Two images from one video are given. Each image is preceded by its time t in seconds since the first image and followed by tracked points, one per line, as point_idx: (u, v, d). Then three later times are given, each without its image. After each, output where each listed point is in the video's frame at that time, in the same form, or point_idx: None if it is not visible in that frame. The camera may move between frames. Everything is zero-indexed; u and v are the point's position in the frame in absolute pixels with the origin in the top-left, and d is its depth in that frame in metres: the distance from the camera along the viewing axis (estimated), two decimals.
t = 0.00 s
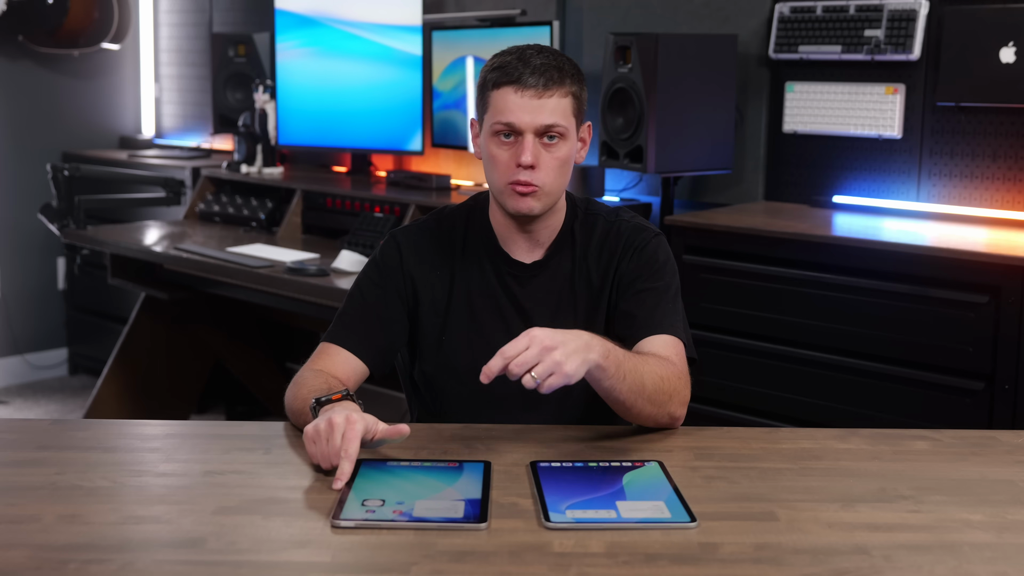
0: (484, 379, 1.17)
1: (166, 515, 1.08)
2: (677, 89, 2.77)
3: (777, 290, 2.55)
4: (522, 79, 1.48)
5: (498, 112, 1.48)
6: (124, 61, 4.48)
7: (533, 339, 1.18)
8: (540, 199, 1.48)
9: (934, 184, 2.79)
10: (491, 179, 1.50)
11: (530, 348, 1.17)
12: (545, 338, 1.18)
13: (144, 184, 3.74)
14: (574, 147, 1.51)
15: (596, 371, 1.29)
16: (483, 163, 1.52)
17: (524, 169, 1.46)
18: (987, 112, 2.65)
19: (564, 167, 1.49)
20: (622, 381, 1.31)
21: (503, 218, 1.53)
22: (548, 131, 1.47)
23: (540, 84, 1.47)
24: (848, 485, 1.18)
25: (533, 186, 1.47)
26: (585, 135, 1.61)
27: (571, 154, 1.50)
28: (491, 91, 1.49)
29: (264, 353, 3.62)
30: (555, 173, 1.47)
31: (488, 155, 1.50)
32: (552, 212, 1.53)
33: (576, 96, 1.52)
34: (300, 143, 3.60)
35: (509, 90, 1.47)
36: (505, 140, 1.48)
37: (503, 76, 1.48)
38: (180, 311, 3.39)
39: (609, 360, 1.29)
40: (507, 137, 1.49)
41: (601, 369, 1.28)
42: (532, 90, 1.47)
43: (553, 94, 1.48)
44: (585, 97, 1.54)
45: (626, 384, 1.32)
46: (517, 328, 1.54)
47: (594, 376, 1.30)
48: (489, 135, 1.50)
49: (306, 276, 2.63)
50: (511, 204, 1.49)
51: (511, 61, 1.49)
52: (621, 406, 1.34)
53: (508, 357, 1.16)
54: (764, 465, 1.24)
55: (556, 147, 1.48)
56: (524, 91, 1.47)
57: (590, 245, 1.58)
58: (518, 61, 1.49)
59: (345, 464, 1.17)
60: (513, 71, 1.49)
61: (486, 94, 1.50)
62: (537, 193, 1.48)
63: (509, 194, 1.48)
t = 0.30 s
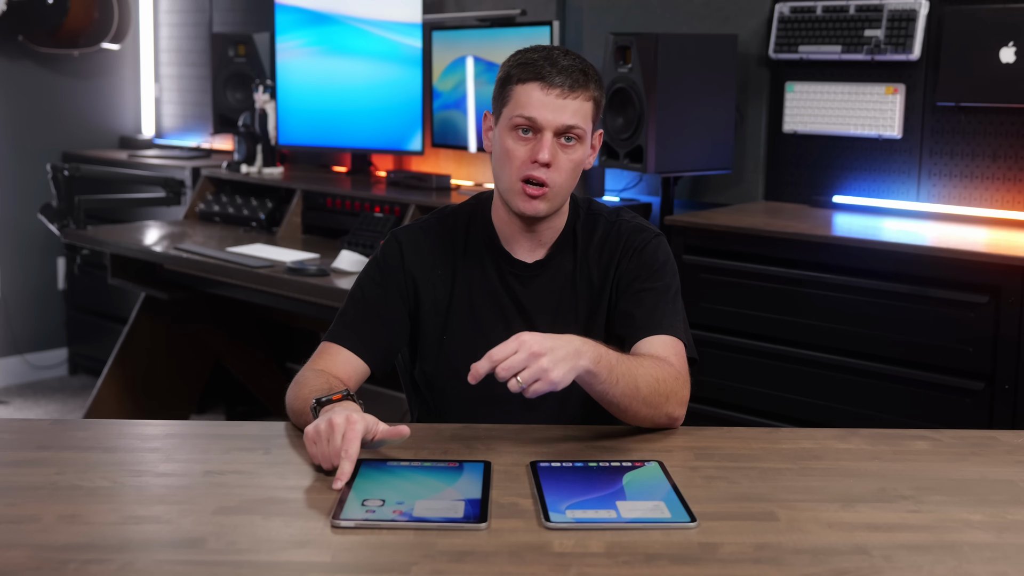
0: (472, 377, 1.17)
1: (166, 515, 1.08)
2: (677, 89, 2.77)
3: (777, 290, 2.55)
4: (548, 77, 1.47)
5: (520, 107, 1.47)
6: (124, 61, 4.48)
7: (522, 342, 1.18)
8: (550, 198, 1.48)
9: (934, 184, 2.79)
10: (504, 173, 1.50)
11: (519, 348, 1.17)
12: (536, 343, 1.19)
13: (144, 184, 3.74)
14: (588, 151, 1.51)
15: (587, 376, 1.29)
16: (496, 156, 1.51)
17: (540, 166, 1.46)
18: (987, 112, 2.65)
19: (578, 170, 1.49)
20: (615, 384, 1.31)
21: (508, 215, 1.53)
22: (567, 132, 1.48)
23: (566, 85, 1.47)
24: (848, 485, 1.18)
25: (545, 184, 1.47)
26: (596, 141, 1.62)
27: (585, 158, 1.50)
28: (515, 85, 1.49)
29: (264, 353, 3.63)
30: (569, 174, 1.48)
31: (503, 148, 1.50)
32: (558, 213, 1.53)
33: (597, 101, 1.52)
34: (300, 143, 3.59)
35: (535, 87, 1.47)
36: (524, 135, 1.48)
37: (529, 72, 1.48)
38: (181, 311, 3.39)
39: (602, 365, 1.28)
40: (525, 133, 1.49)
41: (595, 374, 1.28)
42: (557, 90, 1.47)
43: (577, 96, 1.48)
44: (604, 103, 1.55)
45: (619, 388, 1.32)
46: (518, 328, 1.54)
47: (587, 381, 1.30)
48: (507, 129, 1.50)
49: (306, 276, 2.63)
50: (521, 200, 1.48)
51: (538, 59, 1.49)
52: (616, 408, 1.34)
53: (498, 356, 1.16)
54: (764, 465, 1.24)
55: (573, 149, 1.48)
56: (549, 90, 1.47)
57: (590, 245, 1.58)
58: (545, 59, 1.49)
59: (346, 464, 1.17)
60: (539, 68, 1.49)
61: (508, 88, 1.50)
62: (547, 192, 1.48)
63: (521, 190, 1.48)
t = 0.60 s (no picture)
0: (478, 362, 1.17)
1: (166, 515, 1.08)
2: (677, 89, 2.77)
3: (778, 290, 2.55)
4: (558, 80, 1.47)
5: (529, 109, 1.47)
6: (124, 61, 4.48)
7: (529, 331, 1.18)
8: (557, 201, 1.48)
9: (934, 184, 2.79)
10: (512, 175, 1.50)
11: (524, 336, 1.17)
12: (542, 333, 1.19)
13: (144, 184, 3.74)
14: (595, 153, 1.52)
15: (593, 371, 1.29)
16: (503, 157, 1.51)
17: (549, 170, 1.47)
18: (987, 112, 2.65)
19: (585, 173, 1.49)
20: (618, 379, 1.31)
21: (514, 216, 1.53)
22: (575, 135, 1.48)
23: (576, 89, 1.47)
24: (848, 485, 1.18)
25: (554, 187, 1.48)
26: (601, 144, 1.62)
27: (592, 160, 1.51)
28: (524, 87, 1.48)
29: (264, 353, 3.63)
30: (576, 176, 1.48)
31: (511, 150, 1.50)
32: (564, 214, 1.53)
33: (604, 103, 1.52)
34: (300, 142, 3.60)
35: (545, 90, 1.47)
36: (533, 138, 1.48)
37: (538, 75, 1.48)
38: (181, 311, 3.40)
39: (608, 360, 1.29)
40: (534, 135, 1.48)
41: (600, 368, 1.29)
42: (567, 94, 1.46)
43: (586, 100, 1.48)
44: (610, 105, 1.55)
45: (623, 384, 1.32)
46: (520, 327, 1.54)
47: (592, 377, 1.30)
48: (515, 130, 1.49)
49: (306, 276, 2.63)
50: (529, 202, 1.49)
51: (547, 61, 1.49)
52: (619, 404, 1.34)
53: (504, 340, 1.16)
54: (764, 465, 1.24)
55: (581, 152, 1.48)
56: (559, 93, 1.47)
57: (592, 245, 1.58)
58: (555, 62, 1.48)
59: (346, 464, 1.18)
60: (548, 71, 1.48)
61: (517, 90, 1.49)
62: (556, 195, 1.48)
63: (529, 191, 1.49)
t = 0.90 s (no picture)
0: (484, 360, 1.16)
1: (166, 515, 1.08)
2: (677, 89, 2.77)
3: (778, 291, 2.55)
4: (555, 80, 1.47)
5: (526, 109, 1.47)
6: (124, 61, 4.48)
7: (534, 330, 1.18)
8: (556, 200, 1.48)
9: (934, 184, 2.79)
10: (511, 175, 1.50)
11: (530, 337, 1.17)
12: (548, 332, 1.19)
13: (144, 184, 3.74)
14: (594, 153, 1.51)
15: (596, 371, 1.29)
16: (503, 157, 1.51)
17: (547, 169, 1.47)
18: (987, 112, 2.65)
19: (584, 173, 1.49)
20: (621, 380, 1.31)
21: (514, 217, 1.53)
22: (573, 134, 1.48)
23: (572, 88, 1.47)
24: (848, 484, 1.18)
25: (552, 186, 1.48)
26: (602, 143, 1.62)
27: (591, 159, 1.50)
28: (521, 88, 1.49)
29: (264, 354, 3.63)
30: (575, 176, 1.48)
31: (509, 151, 1.50)
32: (564, 214, 1.53)
33: (602, 102, 1.52)
34: (300, 143, 3.60)
35: (541, 89, 1.47)
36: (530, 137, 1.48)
37: (534, 75, 1.48)
38: (181, 311, 3.40)
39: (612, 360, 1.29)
40: (531, 135, 1.48)
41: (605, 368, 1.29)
42: (564, 93, 1.46)
43: (583, 99, 1.48)
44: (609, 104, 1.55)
45: (626, 384, 1.32)
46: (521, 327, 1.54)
47: (594, 376, 1.30)
48: (513, 131, 1.49)
49: (306, 276, 2.63)
50: (528, 202, 1.49)
51: (543, 61, 1.49)
52: (621, 404, 1.34)
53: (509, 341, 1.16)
54: (764, 465, 1.24)
55: (579, 151, 1.48)
56: (556, 92, 1.47)
57: (593, 245, 1.58)
58: (551, 61, 1.49)
59: (347, 464, 1.18)
60: (544, 71, 1.48)
61: (514, 90, 1.50)
62: (554, 195, 1.48)
63: (528, 191, 1.49)
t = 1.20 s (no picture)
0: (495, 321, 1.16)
1: (166, 515, 1.08)
2: (678, 89, 2.77)
3: (777, 291, 2.55)
4: (564, 81, 1.48)
5: (532, 106, 1.47)
6: (124, 62, 4.48)
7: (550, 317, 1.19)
8: (551, 200, 1.48)
9: (934, 184, 2.79)
10: (509, 171, 1.49)
11: (550, 315, 1.19)
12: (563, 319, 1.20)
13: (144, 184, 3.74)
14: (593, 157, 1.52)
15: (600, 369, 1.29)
16: (502, 153, 1.51)
17: (546, 167, 1.46)
18: (988, 112, 2.65)
19: (583, 176, 1.49)
20: (622, 379, 1.31)
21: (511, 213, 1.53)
22: (575, 136, 1.48)
23: (580, 90, 1.47)
24: (848, 485, 1.18)
25: (549, 185, 1.47)
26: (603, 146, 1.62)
27: (591, 163, 1.51)
28: (529, 85, 1.49)
29: (264, 354, 3.63)
30: (572, 177, 1.48)
31: (510, 146, 1.50)
32: (559, 214, 1.53)
33: (607, 109, 1.53)
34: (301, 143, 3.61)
35: (550, 89, 1.47)
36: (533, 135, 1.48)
37: (543, 74, 1.48)
38: (181, 311, 3.39)
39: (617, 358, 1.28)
40: (534, 133, 1.48)
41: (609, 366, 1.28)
42: (571, 94, 1.47)
43: (589, 103, 1.48)
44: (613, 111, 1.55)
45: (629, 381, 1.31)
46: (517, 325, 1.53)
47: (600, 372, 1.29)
48: (516, 127, 1.49)
49: (306, 276, 2.63)
50: (523, 198, 1.49)
51: (554, 62, 1.49)
52: (624, 401, 1.34)
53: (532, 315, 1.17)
54: (764, 465, 1.24)
55: (579, 153, 1.48)
56: (563, 93, 1.47)
57: (590, 241, 1.58)
58: (562, 63, 1.49)
59: (346, 464, 1.18)
60: (554, 71, 1.49)
61: (521, 87, 1.50)
62: (550, 194, 1.48)
63: (524, 188, 1.48)
